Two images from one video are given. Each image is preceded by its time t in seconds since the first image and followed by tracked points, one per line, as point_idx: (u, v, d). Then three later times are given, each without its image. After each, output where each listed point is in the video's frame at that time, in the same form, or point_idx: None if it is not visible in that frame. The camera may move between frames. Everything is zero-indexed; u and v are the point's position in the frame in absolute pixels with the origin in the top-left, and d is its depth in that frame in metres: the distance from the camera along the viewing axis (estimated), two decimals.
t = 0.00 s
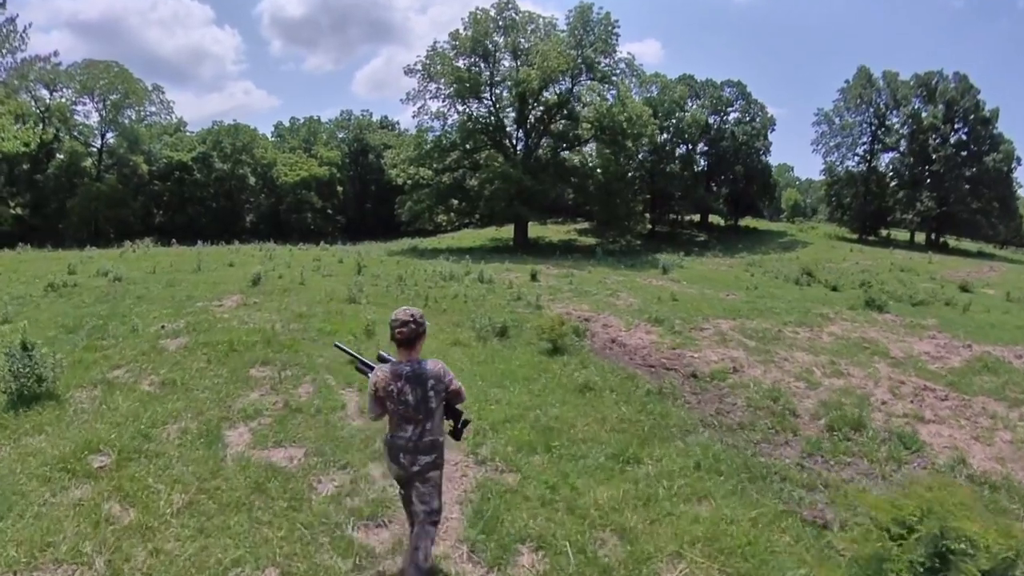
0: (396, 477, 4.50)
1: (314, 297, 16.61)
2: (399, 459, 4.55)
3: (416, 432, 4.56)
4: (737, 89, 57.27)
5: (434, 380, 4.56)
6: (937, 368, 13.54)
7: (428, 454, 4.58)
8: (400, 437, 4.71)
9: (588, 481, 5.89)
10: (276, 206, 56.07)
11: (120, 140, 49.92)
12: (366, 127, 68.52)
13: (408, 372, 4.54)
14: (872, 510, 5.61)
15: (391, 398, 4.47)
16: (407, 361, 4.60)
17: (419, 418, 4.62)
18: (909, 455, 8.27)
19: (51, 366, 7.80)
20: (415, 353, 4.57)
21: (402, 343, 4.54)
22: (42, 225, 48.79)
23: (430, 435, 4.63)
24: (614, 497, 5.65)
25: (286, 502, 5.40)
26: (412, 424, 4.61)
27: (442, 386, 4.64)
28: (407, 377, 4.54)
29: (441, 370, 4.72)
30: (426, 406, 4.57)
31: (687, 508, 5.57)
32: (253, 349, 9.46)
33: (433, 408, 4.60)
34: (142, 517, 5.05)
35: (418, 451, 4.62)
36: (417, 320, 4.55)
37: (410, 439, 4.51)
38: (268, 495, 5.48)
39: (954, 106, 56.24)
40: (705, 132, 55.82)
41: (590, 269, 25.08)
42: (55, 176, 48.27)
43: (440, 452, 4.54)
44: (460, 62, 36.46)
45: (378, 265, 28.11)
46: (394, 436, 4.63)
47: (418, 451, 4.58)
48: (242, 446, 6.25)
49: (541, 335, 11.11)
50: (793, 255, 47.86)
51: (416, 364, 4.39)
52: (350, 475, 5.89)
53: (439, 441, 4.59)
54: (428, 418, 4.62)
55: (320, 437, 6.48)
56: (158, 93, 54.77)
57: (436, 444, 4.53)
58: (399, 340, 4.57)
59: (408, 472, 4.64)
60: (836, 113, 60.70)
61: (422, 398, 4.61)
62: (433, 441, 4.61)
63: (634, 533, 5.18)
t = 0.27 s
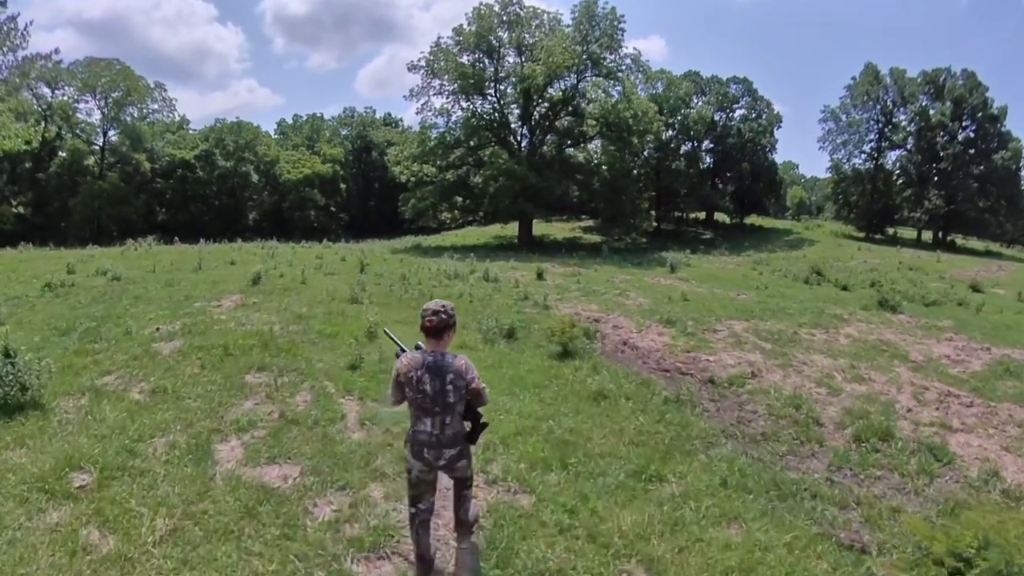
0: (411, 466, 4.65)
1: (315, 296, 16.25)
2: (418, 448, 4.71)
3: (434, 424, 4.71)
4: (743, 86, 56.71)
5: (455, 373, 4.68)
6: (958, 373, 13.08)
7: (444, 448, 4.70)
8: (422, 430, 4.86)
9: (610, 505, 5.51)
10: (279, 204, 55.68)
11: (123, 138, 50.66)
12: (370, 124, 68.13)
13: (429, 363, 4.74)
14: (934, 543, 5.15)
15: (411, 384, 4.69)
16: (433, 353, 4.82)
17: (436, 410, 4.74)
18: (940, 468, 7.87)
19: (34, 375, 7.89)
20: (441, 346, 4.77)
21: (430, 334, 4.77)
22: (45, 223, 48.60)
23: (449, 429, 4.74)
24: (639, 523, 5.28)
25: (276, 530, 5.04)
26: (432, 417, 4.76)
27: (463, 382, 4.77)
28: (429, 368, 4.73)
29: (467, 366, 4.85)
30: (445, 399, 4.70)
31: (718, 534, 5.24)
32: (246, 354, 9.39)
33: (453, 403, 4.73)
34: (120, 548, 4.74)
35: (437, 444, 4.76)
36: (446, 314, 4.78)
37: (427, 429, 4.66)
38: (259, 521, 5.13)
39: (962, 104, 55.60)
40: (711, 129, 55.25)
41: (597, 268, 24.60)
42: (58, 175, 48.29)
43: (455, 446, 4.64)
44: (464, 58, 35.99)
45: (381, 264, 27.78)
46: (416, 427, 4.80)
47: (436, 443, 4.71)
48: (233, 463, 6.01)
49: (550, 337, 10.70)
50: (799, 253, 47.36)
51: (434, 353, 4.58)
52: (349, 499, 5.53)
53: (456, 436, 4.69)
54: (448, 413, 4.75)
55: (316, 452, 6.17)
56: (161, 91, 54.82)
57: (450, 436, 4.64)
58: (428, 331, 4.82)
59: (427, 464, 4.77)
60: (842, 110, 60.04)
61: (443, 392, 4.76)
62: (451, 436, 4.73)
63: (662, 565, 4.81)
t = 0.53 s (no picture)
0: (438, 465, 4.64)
1: (315, 296, 15.89)
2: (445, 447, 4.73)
3: (462, 424, 4.71)
4: (748, 83, 56.17)
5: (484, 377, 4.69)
6: (977, 376, 12.66)
7: (472, 448, 4.70)
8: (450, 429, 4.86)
9: (629, 529, 5.26)
10: (282, 202, 55.37)
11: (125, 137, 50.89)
12: (372, 121, 67.80)
13: (460, 364, 4.73)
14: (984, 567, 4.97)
15: (440, 385, 4.69)
16: (463, 355, 4.80)
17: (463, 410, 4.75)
18: (967, 480, 7.49)
19: (20, 381, 7.74)
20: (471, 349, 4.75)
21: (461, 337, 4.76)
22: (46, 222, 48.41)
23: (477, 430, 4.74)
24: (660, 547, 5.04)
25: (263, 554, 4.76)
26: (460, 417, 4.75)
27: (492, 385, 4.76)
28: (458, 369, 4.72)
29: (496, 368, 4.85)
30: (473, 401, 4.70)
31: (744, 559, 5.00)
32: (238, 357, 9.19)
33: (481, 404, 4.73)
34: None
35: (466, 442, 4.76)
36: (478, 317, 4.76)
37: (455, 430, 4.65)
38: (246, 546, 4.84)
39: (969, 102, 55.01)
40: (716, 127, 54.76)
41: (601, 266, 24.20)
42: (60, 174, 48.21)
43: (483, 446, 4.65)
44: (467, 54, 35.57)
45: (383, 262, 27.46)
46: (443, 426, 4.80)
47: (464, 442, 4.72)
48: (222, 478, 5.77)
49: (556, 340, 10.31)
50: (805, 251, 46.91)
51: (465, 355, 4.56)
52: (344, 518, 5.25)
53: (483, 436, 4.70)
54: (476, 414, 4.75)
55: (310, 467, 5.91)
56: (164, 89, 54.76)
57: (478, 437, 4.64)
58: (459, 333, 4.80)
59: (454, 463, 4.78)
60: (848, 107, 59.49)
61: (471, 393, 4.76)
62: (479, 435, 4.73)
63: None
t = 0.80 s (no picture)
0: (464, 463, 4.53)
1: (313, 297, 15.45)
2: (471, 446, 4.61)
3: (487, 420, 4.62)
4: (754, 80, 55.53)
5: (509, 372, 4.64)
6: (1001, 383, 12.13)
7: (497, 442, 4.62)
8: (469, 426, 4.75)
9: (648, 566, 4.94)
10: (284, 200, 54.96)
11: (127, 134, 50.65)
12: (375, 119, 67.32)
13: (484, 361, 4.66)
14: None
15: (467, 382, 4.57)
16: (485, 351, 4.71)
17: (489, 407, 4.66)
18: (1003, 499, 7.01)
19: None
20: (494, 344, 4.67)
21: (483, 332, 4.65)
22: (48, 221, 48.13)
23: (500, 425, 4.67)
24: None
25: None
26: (483, 413, 4.66)
27: (516, 379, 4.72)
28: (484, 365, 4.63)
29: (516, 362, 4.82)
30: (499, 396, 4.64)
31: None
32: (228, 366, 8.92)
33: (506, 398, 4.66)
34: None
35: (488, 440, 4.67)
36: (497, 311, 4.69)
37: (482, 426, 4.55)
38: None
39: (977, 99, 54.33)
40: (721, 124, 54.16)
41: (608, 265, 23.69)
42: (61, 172, 47.94)
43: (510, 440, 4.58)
44: (471, 50, 35.07)
45: (385, 261, 27.04)
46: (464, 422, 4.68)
47: (486, 439, 4.63)
48: (202, 503, 5.47)
49: (563, 345, 9.86)
50: (811, 250, 46.32)
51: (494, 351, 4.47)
52: (333, 553, 4.91)
53: (508, 432, 4.63)
54: (499, 408, 4.68)
55: (297, 491, 5.61)
56: (166, 87, 54.50)
57: (503, 432, 4.57)
58: (479, 329, 4.70)
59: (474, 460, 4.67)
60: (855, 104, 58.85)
61: (496, 388, 4.69)
62: (502, 431, 4.66)
63: None
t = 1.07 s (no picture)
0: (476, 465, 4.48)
1: (311, 297, 15.03)
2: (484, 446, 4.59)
3: (497, 420, 4.58)
4: (760, 76, 54.85)
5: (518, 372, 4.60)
6: None
7: (507, 442, 4.59)
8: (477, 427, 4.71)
9: None
10: (286, 198, 54.60)
11: (128, 132, 50.14)
12: (378, 116, 66.85)
13: (493, 362, 4.62)
14: None
15: (476, 383, 4.53)
16: (492, 352, 4.66)
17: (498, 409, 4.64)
18: None
19: None
20: (502, 345, 4.62)
21: (489, 333, 4.60)
22: (49, 219, 47.74)
23: (509, 424, 4.64)
24: None
25: None
26: (492, 414, 4.62)
27: (525, 379, 4.68)
28: (493, 366, 4.58)
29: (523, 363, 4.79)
30: (508, 396, 4.61)
31: None
32: (215, 375, 8.66)
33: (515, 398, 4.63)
34: None
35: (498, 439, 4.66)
36: (503, 312, 4.66)
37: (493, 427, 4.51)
38: None
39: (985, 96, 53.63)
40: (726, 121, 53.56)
41: (613, 263, 23.23)
42: (62, 170, 47.61)
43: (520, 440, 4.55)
44: (474, 46, 34.56)
45: (386, 259, 26.66)
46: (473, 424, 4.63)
47: (495, 440, 4.59)
48: (177, 529, 5.16)
49: (569, 349, 9.39)
50: (817, 248, 45.78)
51: (502, 353, 4.42)
52: None
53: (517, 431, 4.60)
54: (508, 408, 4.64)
55: (280, 516, 5.27)
56: (167, 84, 54.18)
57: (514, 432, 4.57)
58: (486, 330, 4.65)
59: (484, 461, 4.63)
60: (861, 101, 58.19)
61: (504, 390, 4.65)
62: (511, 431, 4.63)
63: None
